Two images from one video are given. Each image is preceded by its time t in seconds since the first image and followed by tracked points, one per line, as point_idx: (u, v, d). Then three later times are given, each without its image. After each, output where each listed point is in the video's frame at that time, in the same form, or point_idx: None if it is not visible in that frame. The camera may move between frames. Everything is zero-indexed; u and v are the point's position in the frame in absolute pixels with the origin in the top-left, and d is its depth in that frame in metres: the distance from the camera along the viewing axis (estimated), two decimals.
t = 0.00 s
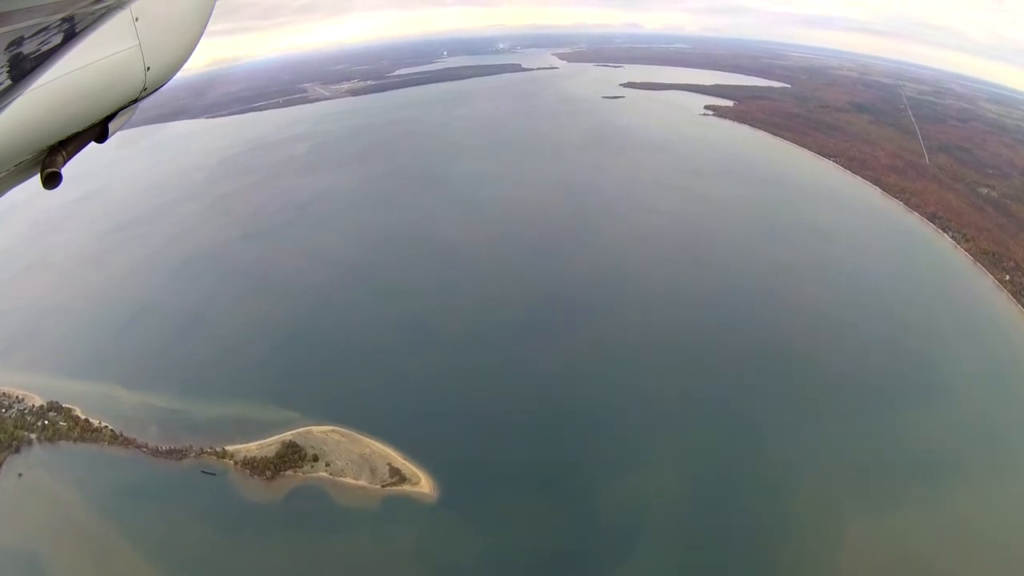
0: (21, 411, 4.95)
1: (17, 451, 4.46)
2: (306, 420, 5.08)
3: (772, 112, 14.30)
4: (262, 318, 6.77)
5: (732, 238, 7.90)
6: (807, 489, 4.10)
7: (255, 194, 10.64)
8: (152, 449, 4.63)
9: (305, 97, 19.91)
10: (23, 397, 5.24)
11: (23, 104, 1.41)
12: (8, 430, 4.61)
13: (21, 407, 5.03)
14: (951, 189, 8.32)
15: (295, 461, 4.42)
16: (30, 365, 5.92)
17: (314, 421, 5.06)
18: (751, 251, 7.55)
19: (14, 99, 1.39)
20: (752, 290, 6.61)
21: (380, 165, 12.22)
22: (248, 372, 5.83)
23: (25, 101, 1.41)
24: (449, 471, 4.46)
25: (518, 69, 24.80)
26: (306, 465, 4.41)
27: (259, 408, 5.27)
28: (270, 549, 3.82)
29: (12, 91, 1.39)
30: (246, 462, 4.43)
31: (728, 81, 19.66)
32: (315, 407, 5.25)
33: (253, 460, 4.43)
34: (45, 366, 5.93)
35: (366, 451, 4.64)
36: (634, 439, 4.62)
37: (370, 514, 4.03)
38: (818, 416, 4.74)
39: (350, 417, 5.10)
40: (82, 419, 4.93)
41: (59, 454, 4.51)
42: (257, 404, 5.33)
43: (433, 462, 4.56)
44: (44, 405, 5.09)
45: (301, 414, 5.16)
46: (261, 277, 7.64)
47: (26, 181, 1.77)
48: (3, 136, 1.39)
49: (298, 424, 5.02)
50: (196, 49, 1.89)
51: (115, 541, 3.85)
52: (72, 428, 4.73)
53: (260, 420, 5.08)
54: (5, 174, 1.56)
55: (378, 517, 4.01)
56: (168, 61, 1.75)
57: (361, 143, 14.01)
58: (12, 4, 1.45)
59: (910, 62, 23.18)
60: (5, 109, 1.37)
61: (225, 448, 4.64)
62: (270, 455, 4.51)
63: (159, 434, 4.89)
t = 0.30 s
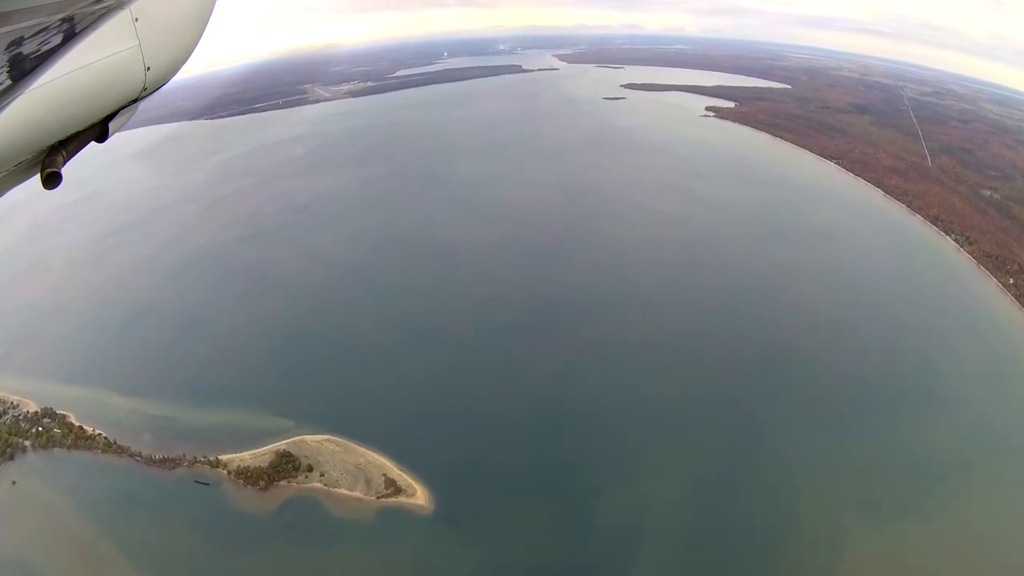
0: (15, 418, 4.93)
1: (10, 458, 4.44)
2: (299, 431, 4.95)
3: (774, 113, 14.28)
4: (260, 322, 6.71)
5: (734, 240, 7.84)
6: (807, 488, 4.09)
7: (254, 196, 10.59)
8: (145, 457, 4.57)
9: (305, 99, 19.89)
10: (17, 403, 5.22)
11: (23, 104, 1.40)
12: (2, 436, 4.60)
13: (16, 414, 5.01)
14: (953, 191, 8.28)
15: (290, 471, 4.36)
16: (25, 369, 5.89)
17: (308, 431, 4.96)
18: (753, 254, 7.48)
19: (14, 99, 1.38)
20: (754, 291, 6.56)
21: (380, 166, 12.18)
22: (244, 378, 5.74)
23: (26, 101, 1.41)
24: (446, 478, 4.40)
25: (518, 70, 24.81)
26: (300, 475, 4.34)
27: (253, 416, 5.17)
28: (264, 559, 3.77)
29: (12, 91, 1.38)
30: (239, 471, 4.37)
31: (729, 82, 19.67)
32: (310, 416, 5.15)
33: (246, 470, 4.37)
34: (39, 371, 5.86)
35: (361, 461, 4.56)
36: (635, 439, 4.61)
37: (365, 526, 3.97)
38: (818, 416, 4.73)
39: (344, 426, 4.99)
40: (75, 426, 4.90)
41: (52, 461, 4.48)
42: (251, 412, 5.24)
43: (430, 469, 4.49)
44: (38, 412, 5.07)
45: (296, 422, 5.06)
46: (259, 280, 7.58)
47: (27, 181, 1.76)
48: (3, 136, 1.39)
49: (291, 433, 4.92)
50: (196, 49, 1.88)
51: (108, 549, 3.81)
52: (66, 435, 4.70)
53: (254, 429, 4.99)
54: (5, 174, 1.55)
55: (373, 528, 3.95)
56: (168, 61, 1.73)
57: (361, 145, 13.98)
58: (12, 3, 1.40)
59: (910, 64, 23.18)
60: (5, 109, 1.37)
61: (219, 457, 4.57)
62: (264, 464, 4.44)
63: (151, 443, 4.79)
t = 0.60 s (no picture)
0: (10, 424, 4.90)
1: (5, 465, 4.43)
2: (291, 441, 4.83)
3: (775, 114, 14.27)
4: (258, 325, 6.66)
5: (736, 243, 7.79)
6: (807, 488, 4.09)
7: (254, 198, 10.55)
8: (139, 466, 4.51)
9: (305, 100, 19.88)
10: (12, 409, 5.19)
11: (23, 104, 1.40)
12: None
13: (10, 420, 4.97)
14: (956, 194, 8.28)
15: (284, 481, 4.28)
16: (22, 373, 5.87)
17: (302, 439, 4.86)
18: (755, 256, 7.43)
19: (14, 99, 1.37)
20: (756, 293, 6.52)
21: (380, 168, 12.14)
22: (239, 383, 5.66)
23: (26, 101, 1.40)
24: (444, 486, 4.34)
25: (519, 70, 24.81)
26: (294, 485, 4.27)
27: (247, 423, 5.08)
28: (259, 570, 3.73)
29: (12, 91, 1.37)
30: (233, 480, 4.31)
31: (730, 83, 19.67)
32: (305, 423, 5.05)
33: (240, 479, 4.31)
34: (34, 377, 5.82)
35: (355, 471, 4.46)
36: (635, 440, 4.59)
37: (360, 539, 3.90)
38: (818, 416, 4.73)
39: (339, 435, 4.88)
40: (70, 433, 4.85)
41: (47, 469, 4.44)
42: (245, 419, 5.14)
43: (429, 474, 4.45)
44: (33, 417, 5.03)
45: (290, 430, 4.96)
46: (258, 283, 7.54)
47: (27, 181, 1.75)
48: (2, 136, 1.38)
49: (285, 441, 4.83)
50: (196, 48, 1.86)
51: (102, 559, 3.78)
52: (60, 442, 4.65)
53: (248, 437, 4.89)
54: (5, 174, 1.55)
55: (369, 542, 3.88)
56: (168, 61, 1.72)
57: (361, 146, 13.94)
58: (13, 4, 1.38)
59: (911, 64, 23.18)
60: (5, 109, 1.36)
61: (213, 465, 4.50)
62: (257, 474, 4.37)
63: (145, 451, 4.73)
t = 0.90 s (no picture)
0: (4, 431, 4.86)
1: None
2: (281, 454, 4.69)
3: (776, 115, 14.26)
4: (256, 329, 6.61)
5: (738, 245, 7.74)
6: (807, 488, 4.09)
7: (253, 201, 10.51)
8: (133, 474, 4.46)
9: (306, 102, 19.87)
10: (7, 416, 5.16)
11: (23, 104, 1.39)
12: None
13: (5, 427, 4.94)
14: (958, 195, 8.20)
15: (278, 491, 4.20)
16: (20, 380, 5.85)
17: (296, 448, 4.76)
18: (758, 258, 7.38)
19: (13, 98, 1.37)
20: (758, 296, 6.49)
21: (380, 170, 12.10)
22: (235, 390, 5.59)
23: (26, 102, 1.39)
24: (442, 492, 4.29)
25: (519, 72, 24.84)
26: (289, 496, 4.19)
27: (240, 433, 4.98)
28: None
29: (12, 91, 1.36)
30: (227, 491, 4.24)
31: (731, 84, 19.66)
32: (300, 432, 4.95)
33: (234, 489, 4.24)
34: (31, 384, 5.78)
35: (351, 481, 4.38)
36: (636, 441, 4.58)
37: (354, 553, 3.81)
38: (818, 416, 4.72)
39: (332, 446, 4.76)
40: (64, 440, 4.82)
41: (42, 477, 4.40)
42: (238, 429, 5.04)
43: (427, 477, 4.43)
44: (27, 424, 5.00)
45: (284, 439, 4.87)
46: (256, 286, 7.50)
47: (27, 181, 1.74)
48: (3, 136, 1.37)
49: (279, 451, 4.73)
50: (196, 48, 1.85)
51: (97, 567, 3.75)
52: (54, 449, 4.62)
53: (241, 447, 4.80)
54: (5, 174, 1.53)
55: (363, 555, 3.80)
56: (169, 60, 1.70)
57: (361, 148, 13.91)
58: (12, 3, 1.37)
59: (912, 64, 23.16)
60: (5, 109, 1.35)
61: (207, 475, 4.44)
62: (252, 484, 4.29)
63: (139, 460, 4.66)
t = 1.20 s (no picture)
0: None
1: None
2: (273, 466, 4.58)
3: (776, 117, 14.24)
4: (254, 335, 6.55)
5: (739, 248, 7.68)
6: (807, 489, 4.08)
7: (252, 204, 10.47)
8: (127, 483, 4.41)
9: (306, 104, 19.87)
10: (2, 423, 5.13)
11: (23, 104, 1.38)
12: None
13: None
14: (961, 197, 8.18)
15: (272, 502, 4.13)
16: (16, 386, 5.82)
17: (290, 459, 4.67)
18: (759, 261, 7.33)
19: (14, 98, 1.36)
20: (760, 297, 6.46)
21: (379, 173, 12.07)
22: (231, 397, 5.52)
23: (26, 102, 1.39)
24: (440, 499, 4.24)
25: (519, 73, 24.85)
26: (283, 507, 4.11)
27: (234, 442, 4.90)
28: None
29: (12, 91, 1.36)
30: (220, 501, 4.18)
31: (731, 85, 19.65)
32: (294, 441, 4.86)
33: (227, 500, 4.18)
34: (27, 391, 5.74)
35: (346, 493, 4.30)
36: (636, 441, 4.58)
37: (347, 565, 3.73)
38: (818, 417, 4.71)
39: (328, 457, 4.67)
40: (59, 447, 4.79)
41: (36, 486, 4.39)
42: (232, 438, 4.95)
43: (427, 479, 4.42)
44: (22, 431, 4.97)
45: (278, 449, 4.78)
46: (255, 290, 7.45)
47: (27, 181, 1.73)
48: (2, 136, 1.37)
49: (273, 461, 4.64)
50: (196, 48, 1.84)
51: None
52: (48, 457, 4.60)
53: (235, 458, 4.71)
54: (5, 174, 1.53)
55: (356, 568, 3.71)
56: (170, 61, 1.69)
57: (361, 150, 13.91)
58: (12, 3, 1.38)
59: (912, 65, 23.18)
60: (5, 109, 1.35)
61: (201, 485, 4.37)
62: (246, 494, 4.23)
63: (132, 469, 4.59)
